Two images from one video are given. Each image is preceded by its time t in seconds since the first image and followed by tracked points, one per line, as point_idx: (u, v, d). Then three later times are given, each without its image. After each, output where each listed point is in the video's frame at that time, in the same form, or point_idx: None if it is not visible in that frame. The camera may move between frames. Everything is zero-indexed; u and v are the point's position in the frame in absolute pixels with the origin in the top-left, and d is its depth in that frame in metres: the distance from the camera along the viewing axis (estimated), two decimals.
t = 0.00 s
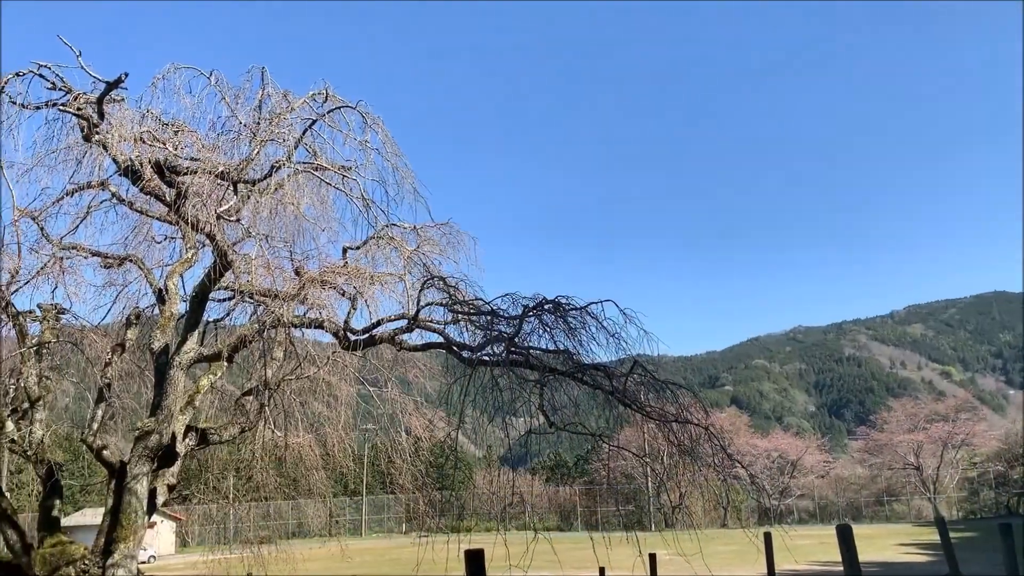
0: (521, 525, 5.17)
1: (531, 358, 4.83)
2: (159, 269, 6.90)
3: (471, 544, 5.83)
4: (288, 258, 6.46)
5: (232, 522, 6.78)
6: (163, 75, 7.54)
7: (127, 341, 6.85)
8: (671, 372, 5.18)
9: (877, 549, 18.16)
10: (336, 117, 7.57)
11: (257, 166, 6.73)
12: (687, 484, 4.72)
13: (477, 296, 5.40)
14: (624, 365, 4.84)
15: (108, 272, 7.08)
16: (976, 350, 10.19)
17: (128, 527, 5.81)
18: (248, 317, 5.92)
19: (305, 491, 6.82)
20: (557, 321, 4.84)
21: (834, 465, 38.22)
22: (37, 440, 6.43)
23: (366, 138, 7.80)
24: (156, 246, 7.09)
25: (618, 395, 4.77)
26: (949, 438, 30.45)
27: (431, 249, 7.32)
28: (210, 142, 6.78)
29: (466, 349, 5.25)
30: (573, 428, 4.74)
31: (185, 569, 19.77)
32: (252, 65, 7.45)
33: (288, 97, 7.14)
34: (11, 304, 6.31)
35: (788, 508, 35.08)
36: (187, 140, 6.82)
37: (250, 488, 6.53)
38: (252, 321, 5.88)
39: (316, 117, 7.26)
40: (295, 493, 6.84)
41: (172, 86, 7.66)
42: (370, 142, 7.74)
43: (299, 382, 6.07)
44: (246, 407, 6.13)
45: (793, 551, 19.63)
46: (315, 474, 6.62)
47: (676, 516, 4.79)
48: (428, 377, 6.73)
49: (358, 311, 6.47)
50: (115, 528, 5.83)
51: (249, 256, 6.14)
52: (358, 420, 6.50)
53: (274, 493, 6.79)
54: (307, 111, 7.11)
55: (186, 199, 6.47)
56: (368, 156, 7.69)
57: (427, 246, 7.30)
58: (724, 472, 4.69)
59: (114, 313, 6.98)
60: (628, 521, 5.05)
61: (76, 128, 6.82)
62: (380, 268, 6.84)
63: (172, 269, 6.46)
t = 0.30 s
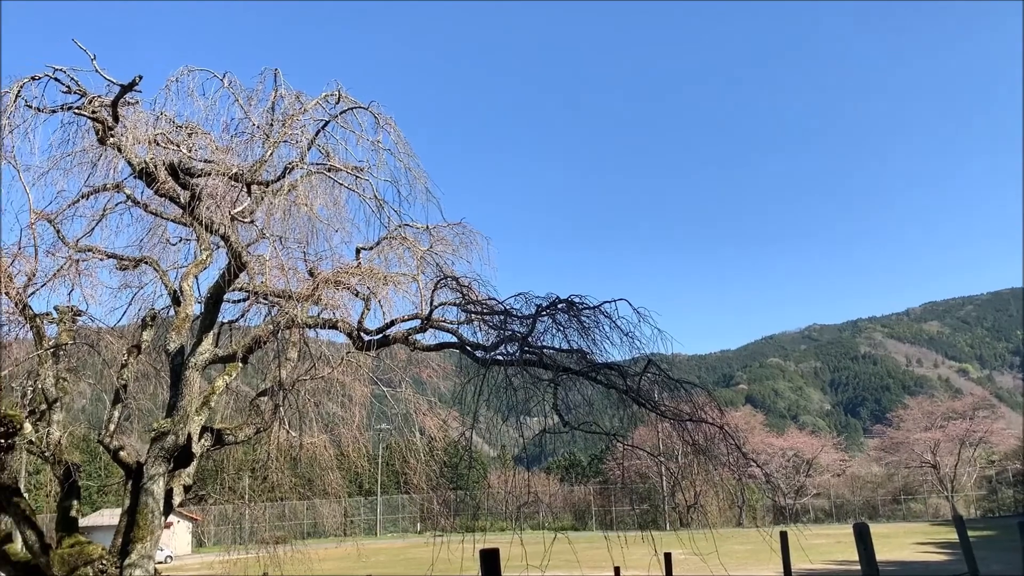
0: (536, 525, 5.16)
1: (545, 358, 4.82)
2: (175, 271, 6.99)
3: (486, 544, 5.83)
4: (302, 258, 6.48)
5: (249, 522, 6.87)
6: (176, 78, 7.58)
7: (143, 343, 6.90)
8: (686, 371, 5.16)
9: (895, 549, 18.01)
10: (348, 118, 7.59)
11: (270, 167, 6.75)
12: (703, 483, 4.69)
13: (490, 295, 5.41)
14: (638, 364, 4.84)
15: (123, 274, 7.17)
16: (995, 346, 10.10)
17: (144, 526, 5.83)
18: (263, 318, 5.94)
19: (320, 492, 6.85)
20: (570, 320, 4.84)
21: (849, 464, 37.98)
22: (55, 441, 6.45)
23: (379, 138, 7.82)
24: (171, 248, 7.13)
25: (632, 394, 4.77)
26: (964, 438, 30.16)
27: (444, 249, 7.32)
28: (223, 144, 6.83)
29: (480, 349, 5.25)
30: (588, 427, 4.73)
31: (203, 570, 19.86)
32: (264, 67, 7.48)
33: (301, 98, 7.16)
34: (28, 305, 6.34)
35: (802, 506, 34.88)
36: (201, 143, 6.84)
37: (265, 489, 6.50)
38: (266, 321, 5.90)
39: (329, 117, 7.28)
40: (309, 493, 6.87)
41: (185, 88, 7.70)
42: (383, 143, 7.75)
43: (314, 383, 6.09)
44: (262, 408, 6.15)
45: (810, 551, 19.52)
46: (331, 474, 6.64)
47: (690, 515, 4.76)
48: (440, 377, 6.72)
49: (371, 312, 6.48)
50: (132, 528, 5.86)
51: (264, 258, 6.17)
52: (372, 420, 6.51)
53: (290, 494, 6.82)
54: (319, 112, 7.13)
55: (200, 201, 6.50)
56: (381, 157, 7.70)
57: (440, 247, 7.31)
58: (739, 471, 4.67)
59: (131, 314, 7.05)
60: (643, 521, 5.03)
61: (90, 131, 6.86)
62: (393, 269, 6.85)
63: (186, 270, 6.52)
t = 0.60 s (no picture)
0: (545, 524, 5.16)
1: (554, 357, 4.80)
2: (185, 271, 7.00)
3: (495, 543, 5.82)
4: (311, 258, 6.50)
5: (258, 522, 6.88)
6: (185, 79, 7.61)
7: (153, 344, 6.93)
8: (694, 370, 5.14)
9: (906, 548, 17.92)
10: (356, 118, 7.60)
11: (278, 168, 6.74)
12: (712, 483, 4.70)
13: (499, 295, 5.42)
14: (647, 363, 4.81)
15: (134, 275, 7.20)
16: (1009, 345, 10.04)
17: (156, 526, 5.87)
18: (271, 318, 5.95)
19: (330, 492, 6.86)
20: (578, 320, 4.83)
21: (858, 463, 37.84)
22: (66, 441, 6.57)
23: (387, 138, 7.82)
24: (180, 248, 7.15)
25: (641, 394, 4.74)
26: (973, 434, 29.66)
27: (453, 249, 7.33)
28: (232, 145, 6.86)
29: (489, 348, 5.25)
30: (596, 427, 4.73)
31: (214, 570, 19.91)
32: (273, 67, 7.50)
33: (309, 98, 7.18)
34: (39, 306, 6.38)
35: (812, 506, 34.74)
36: (210, 143, 6.85)
37: (274, 488, 6.52)
38: (276, 322, 5.91)
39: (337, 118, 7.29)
40: (319, 493, 6.80)
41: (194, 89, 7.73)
42: (391, 143, 7.77)
43: (323, 383, 6.09)
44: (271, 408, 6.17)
45: (820, 551, 19.45)
46: (340, 474, 6.64)
47: (700, 514, 4.79)
48: (449, 376, 6.71)
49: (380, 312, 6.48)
50: (143, 527, 5.89)
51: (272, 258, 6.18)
52: (381, 420, 6.51)
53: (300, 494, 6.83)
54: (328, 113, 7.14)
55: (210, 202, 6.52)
56: (389, 157, 7.71)
57: (448, 247, 7.31)
58: (749, 470, 4.66)
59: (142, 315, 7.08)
60: (653, 521, 5.01)
61: (101, 132, 6.90)
62: (401, 269, 6.85)
63: (196, 271, 6.55)
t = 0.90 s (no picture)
0: (553, 525, 5.15)
1: (562, 357, 4.78)
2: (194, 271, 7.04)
3: (504, 543, 5.83)
4: (319, 258, 6.51)
5: (267, 522, 6.97)
6: (194, 80, 7.64)
7: (162, 343, 6.95)
8: (704, 370, 5.13)
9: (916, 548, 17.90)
10: (364, 118, 7.61)
11: (287, 168, 6.76)
12: (720, 483, 4.66)
13: (507, 295, 5.42)
14: (655, 363, 4.81)
15: (143, 275, 7.24)
16: (1019, 347, 10.08)
17: (165, 526, 5.88)
18: (281, 318, 5.98)
19: (338, 492, 6.86)
20: (587, 320, 4.83)
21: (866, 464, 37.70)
22: (77, 441, 6.55)
23: (395, 138, 7.84)
24: (189, 249, 7.18)
25: (648, 395, 4.75)
26: (986, 434, 29.94)
27: (461, 248, 7.34)
28: (241, 146, 6.87)
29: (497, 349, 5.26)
30: (604, 427, 4.71)
31: (223, 569, 19.95)
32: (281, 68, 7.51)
33: (318, 98, 7.18)
34: (50, 306, 6.40)
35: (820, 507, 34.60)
36: (219, 144, 6.85)
37: (283, 488, 6.65)
38: (285, 321, 5.93)
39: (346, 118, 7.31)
40: (327, 493, 6.85)
41: (203, 90, 7.76)
42: (399, 143, 7.78)
43: (332, 383, 6.09)
44: (280, 408, 6.18)
45: (830, 551, 19.41)
46: (348, 474, 6.66)
47: (709, 515, 4.76)
48: (458, 376, 6.71)
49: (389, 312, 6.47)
50: (153, 527, 5.91)
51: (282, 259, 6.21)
52: (389, 421, 6.53)
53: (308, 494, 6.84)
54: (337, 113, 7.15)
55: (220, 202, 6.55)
56: (397, 157, 7.73)
57: (457, 247, 7.32)
58: (758, 470, 4.64)
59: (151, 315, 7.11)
60: (661, 521, 4.99)
61: (110, 133, 6.93)
62: (410, 270, 6.87)
63: (205, 271, 6.57)
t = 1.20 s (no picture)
0: (560, 525, 5.15)
1: (570, 357, 4.82)
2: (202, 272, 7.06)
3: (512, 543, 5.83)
4: (327, 258, 6.53)
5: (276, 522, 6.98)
6: (203, 81, 7.66)
7: (171, 344, 6.97)
8: (711, 371, 5.13)
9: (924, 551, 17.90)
10: (372, 118, 7.62)
11: (296, 168, 6.77)
12: (729, 483, 4.67)
13: (515, 295, 5.41)
14: (663, 363, 4.80)
15: (152, 276, 7.28)
16: None
17: (174, 526, 5.89)
18: (289, 317, 5.99)
19: (346, 492, 6.86)
20: (594, 320, 4.82)
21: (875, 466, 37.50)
22: (86, 441, 6.57)
23: (402, 138, 7.85)
24: (198, 249, 7.20)
25: (656, 396, 4.74)
26: (995, 437, 30.43)
27: (468, 249, 7.34)
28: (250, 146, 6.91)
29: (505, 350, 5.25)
30: (612, 428, 4.69)
31: (231, 570, 19.99)
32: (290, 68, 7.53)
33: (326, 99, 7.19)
34: (59, 307, 6.42)
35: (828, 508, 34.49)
36: (227, 145, 6.91)
37: (291, 489, 6.66)
38: (293, 321, 5.94)
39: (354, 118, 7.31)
40: (335, 493, 6.85)
41: (212, 91, 7.78)
42: (407, 143, 7.80)
43: (340, 383, 6.09)
44: (288, 408, 6.19)
45: (838, 552, 19.38)
46: (356, 473, 6.64)
47: (717, 516, 4.74)
48: (465, 376, 6.70)
49: (397, 313, 6.48)
50: (161, 526, 5.93)
51: (290, 259, 6.23)
52: (396, 422, 6.57)
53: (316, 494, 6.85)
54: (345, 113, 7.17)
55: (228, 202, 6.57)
56: (405, 158, 7.74)
57: (465, 247, 7.33)
58: (766, 471, 4.66)
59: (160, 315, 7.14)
60: (669, 522, 4.97)
61: (119, 134, 6.95)
62: (417, 270, 6.88)
63: (213, 272, 6.60)
